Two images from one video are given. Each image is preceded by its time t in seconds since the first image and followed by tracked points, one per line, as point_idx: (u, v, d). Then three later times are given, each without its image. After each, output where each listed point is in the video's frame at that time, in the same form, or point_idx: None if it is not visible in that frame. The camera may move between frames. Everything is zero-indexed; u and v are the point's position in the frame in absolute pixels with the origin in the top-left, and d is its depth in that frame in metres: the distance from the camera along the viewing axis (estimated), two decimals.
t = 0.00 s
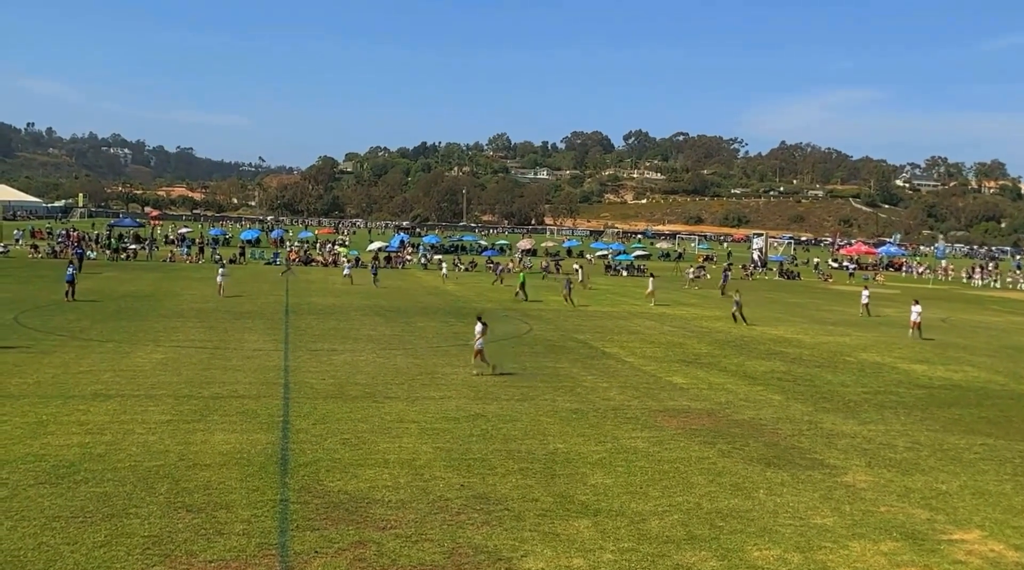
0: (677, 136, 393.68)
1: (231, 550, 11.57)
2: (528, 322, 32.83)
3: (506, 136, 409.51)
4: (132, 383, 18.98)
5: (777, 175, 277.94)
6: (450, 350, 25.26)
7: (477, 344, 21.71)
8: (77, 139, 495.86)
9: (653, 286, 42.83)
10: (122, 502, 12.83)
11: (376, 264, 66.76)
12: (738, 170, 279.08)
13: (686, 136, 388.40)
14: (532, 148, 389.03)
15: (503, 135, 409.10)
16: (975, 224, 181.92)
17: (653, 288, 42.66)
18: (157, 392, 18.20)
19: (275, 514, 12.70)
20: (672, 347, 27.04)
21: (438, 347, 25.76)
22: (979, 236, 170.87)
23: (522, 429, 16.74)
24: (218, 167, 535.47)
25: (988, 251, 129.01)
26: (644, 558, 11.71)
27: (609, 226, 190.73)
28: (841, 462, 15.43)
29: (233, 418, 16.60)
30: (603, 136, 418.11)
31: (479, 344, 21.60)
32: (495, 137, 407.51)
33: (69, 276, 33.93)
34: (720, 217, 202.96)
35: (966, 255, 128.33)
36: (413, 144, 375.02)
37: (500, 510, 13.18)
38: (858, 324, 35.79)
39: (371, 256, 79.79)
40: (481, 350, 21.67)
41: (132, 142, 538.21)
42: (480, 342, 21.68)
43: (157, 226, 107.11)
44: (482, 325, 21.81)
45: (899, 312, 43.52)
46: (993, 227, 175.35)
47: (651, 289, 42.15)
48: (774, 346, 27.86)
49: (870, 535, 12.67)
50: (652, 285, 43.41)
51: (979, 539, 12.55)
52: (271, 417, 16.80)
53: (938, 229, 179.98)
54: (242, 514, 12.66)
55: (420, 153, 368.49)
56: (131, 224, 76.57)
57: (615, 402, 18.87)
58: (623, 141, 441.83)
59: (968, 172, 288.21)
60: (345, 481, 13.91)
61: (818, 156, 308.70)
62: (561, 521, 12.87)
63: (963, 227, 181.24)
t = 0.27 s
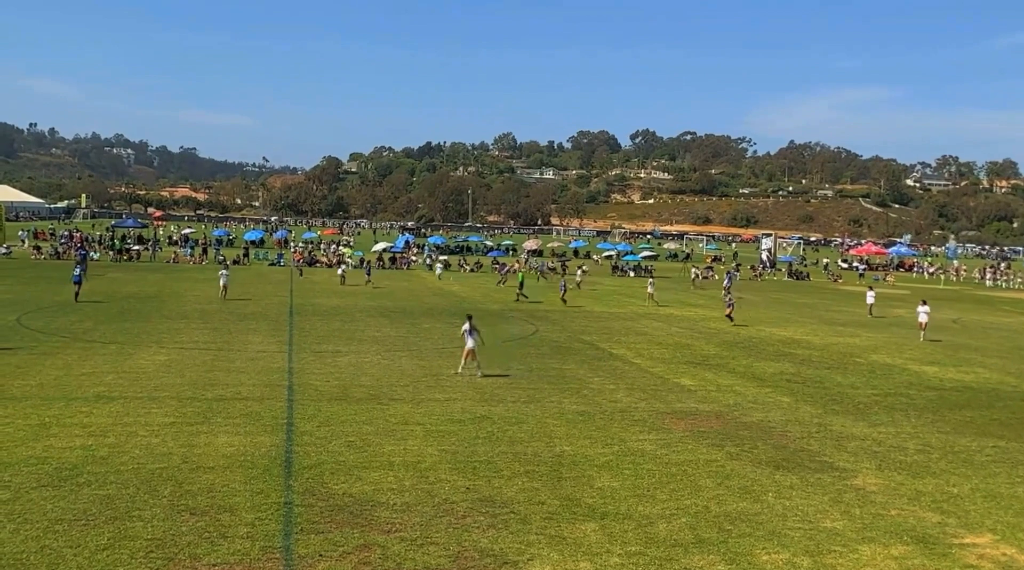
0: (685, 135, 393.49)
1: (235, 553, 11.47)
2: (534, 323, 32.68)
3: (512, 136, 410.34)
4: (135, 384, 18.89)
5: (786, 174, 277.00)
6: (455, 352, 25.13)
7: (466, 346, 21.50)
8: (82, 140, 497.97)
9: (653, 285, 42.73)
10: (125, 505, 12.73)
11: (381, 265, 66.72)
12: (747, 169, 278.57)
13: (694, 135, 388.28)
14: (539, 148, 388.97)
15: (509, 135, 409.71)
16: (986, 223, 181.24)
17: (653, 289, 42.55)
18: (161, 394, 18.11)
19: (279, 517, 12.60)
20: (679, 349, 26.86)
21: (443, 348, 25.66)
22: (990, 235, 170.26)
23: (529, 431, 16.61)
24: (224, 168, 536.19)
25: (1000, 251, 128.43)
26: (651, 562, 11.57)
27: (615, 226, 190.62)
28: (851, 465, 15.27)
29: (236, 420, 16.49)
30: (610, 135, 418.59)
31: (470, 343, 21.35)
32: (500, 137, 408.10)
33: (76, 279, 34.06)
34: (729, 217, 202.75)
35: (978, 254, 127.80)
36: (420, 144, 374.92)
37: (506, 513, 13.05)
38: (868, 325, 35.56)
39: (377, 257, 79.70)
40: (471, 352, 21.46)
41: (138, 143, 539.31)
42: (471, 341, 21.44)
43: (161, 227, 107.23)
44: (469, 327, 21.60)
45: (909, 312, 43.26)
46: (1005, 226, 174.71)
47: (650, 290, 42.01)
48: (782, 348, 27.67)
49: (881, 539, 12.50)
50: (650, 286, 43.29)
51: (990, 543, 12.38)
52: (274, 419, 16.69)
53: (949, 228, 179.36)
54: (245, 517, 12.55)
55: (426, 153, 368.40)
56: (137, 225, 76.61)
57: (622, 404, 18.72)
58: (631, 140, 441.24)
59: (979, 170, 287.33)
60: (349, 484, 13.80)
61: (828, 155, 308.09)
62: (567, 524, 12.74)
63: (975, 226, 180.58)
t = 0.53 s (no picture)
0: (696, 132, 392.53)
1: (243, 553, 11.39)
2: (544, 322, 32.55)
3: (522, 134, 410.06)
4: (143, 384, 18.85)
5: (798, 171, 275.85)
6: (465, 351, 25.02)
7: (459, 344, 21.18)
8: (91, 138, 499.93)
9: (655, 286, 42.67)
10: (133, 505, 12.67)
11: (390, 264, 66.67)
12: (759, 167, 277.57)
13: (704, 132, 387.24)
14: (548, 146, 388.59)
15: (519, 133, 409.45)
16: (1002, 221, 180.04)
17: (656, 289, 42.43)
18: (169, 393, 18.06)
19: (288, 518, 12.53)
20: (690, 348, 26.70)
21: (453, 348, 25.57)
22: (1006, 234, 169.15)
23: (538, 430, 16.50)
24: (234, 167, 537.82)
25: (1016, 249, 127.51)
26: (662, 563, 11.45)
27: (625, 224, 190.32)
28: (865, 466, 15.10)
29: (245, 420, 16.43)
30: (620, 133, 418.01)
31: (463, 342, 20.98)
32: (510, 135, 408.15)
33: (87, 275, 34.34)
34: (740, 215, 202.25)
35: (993, 253, 127.00)
36: (429, 142, 375.06)
37: (516, 513, 12.94)
38: (882, 325, 35.30)
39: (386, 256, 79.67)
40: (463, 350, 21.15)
41: (148, 142, 541.15)
42: (464, 340, 21.07)
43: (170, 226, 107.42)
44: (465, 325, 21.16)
45: (924, 312, 42.93)
46: (1020, 224, 173.50)
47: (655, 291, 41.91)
48: (795, 347, 27.48)
49: (895, 540, 12.35)
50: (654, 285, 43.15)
51: (1006, 545, 12.22)
52: (283, 418, 16.62)
53: (964, 227, 178.36)
54: (254, 517, 12.47)
55: (435, 151, 368.49)
56: (146, 223, 76.81)
57: (633, 404, 18.59)
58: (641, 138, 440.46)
59: (994, 168, 285.65)
60: (358, 484, 13.72)
61: (841, 152, 306.70)
62: (578, 525, 12.62)
63: (990, 225, 179.44)
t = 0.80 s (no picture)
0: (706, 129, 391.73)
1: (250, 554, 11.33)
2: (552, 322, 32.44)
3: (530, 132, 409.91)
4: (149, 384, 18.81)
5: (809, 169, 274.90)
6: (472, 351, 24.94)
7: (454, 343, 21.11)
8: (99, 137, 501.71)
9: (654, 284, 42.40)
10: (139, 505, 12.62)
11: (397, 263, 66.62)
12: (769, 165, 276.77)
13: (713, 130, 386.36)
14: (556, 144, 388.36)
15: (527, 131, 409.35)
16: (1015, 219, 179.03)
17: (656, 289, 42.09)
18: (176, 393, 18.01)
19: (295, 518, 12.46)
20: (700, 348, 26.55)
21: (460, 347, 25.49)
22: (1019, 232, 168.15)
23: (546, 431, 16.42)
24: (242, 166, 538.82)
25: None
26: (671, 565, 11.34)
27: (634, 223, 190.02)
28: (876, 466, 14.97)
29: (251, 420, 16.36)
30: (629, 131, 417.68)
31: (459, 341, 21.01)
32: (518, 133, 407.99)
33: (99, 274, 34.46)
34: (750, 213, 201.83)
35: (1007, 252, 126.26)
36: (437, 141, 374.79)
37: (524, 514, 12.85)
38: (893, 324, 35.08)
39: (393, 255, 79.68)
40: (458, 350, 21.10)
41: (156, 141, 542.26)
42: (460, 339, 21.09)
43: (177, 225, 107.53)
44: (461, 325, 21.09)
45: (936, 311, 42.65)
46: None
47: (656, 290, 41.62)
48: (805, 347, 27.32)
49: (907, 542, 12.23)
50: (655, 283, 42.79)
51: (1020, 547, 12.08)
52: (289, 418, 16.56)
53: (976, 225, 177.44)
54: (260, 518, 12.41)
55: (443, 149, 368.34)
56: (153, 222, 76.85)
57: (642, 404, 18.48)
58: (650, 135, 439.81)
59: (1007, 166, 284.04)
60: (365, 484, 13.64)
61: (851, 150, 305.54)
62: (586, 526, 12.53)
63: (1003, 223, 178.49)
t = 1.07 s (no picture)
0: (718, 128, 390.52)
1: (259, 555, 11.27)
2: (563, 322, 32.33)
3: (541, 131, 409.42)
4: (159, 384, 18.78)
5: (821, 167, 273.75)
6: (482, 351, 24.86)
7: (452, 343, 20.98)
8: (110, 137, 504.18)
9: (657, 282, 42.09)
10: (148, 506, 12.58)
11: (406, 262, 66.59)
12: (781, 163, 275.72)
13: (725, 128, 385.16)
14: (567, 142, 387.92)
15: (538, 129, 408.97)
16: None
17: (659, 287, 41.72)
18: (185, 394, 17.97)
19: (304, 519, 12.40)
20: (711, 348, 26.40)
21: (470, 347, 25.42)
22: None
23: (557, 431, 16.33)
24: (252, 166, 540.03)
25: None
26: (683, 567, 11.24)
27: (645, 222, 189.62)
28: (890, 468, 14.83)
29: (261, 421, 16.31)
30: (640, 129, 417.16)
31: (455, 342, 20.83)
32: (528, 132, 407.81)
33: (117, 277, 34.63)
34: (763, 212, 201.22)
35: None
36: (448, 139, 374.91)
37: (534, 516, 12.77)
38: (908, 325, 34.82)
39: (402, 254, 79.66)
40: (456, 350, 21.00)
41: (166, 140, 543.93)
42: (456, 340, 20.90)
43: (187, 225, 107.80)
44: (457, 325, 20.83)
45: (952, 311, 42.31)
46: None
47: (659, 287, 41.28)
48: (819, 347, 27.14)
49: (921, 543, 12.10)
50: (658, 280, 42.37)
51: None
52: (299, 419, 16.52)
53: (992, 224, 176.24)
54: (270, 518, 12.36)
55: (454, 148, 368.47)
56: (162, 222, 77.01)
57: (653, 405, 18.36)
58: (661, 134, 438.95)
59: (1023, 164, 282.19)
60: (374, 485, 13.57)
61: (865, 148, 304.10)
62: (597, 528, 12.43)
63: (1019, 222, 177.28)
